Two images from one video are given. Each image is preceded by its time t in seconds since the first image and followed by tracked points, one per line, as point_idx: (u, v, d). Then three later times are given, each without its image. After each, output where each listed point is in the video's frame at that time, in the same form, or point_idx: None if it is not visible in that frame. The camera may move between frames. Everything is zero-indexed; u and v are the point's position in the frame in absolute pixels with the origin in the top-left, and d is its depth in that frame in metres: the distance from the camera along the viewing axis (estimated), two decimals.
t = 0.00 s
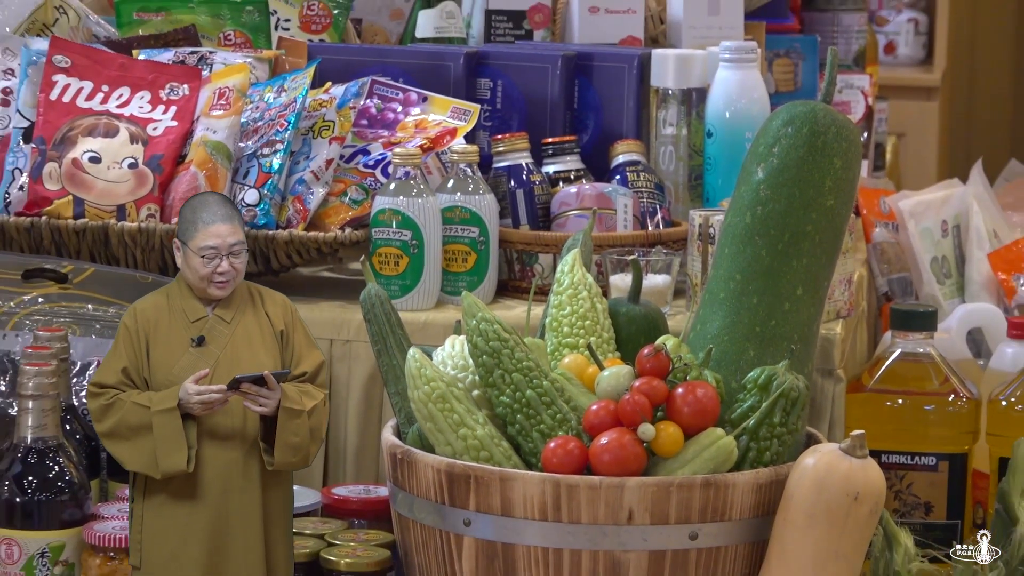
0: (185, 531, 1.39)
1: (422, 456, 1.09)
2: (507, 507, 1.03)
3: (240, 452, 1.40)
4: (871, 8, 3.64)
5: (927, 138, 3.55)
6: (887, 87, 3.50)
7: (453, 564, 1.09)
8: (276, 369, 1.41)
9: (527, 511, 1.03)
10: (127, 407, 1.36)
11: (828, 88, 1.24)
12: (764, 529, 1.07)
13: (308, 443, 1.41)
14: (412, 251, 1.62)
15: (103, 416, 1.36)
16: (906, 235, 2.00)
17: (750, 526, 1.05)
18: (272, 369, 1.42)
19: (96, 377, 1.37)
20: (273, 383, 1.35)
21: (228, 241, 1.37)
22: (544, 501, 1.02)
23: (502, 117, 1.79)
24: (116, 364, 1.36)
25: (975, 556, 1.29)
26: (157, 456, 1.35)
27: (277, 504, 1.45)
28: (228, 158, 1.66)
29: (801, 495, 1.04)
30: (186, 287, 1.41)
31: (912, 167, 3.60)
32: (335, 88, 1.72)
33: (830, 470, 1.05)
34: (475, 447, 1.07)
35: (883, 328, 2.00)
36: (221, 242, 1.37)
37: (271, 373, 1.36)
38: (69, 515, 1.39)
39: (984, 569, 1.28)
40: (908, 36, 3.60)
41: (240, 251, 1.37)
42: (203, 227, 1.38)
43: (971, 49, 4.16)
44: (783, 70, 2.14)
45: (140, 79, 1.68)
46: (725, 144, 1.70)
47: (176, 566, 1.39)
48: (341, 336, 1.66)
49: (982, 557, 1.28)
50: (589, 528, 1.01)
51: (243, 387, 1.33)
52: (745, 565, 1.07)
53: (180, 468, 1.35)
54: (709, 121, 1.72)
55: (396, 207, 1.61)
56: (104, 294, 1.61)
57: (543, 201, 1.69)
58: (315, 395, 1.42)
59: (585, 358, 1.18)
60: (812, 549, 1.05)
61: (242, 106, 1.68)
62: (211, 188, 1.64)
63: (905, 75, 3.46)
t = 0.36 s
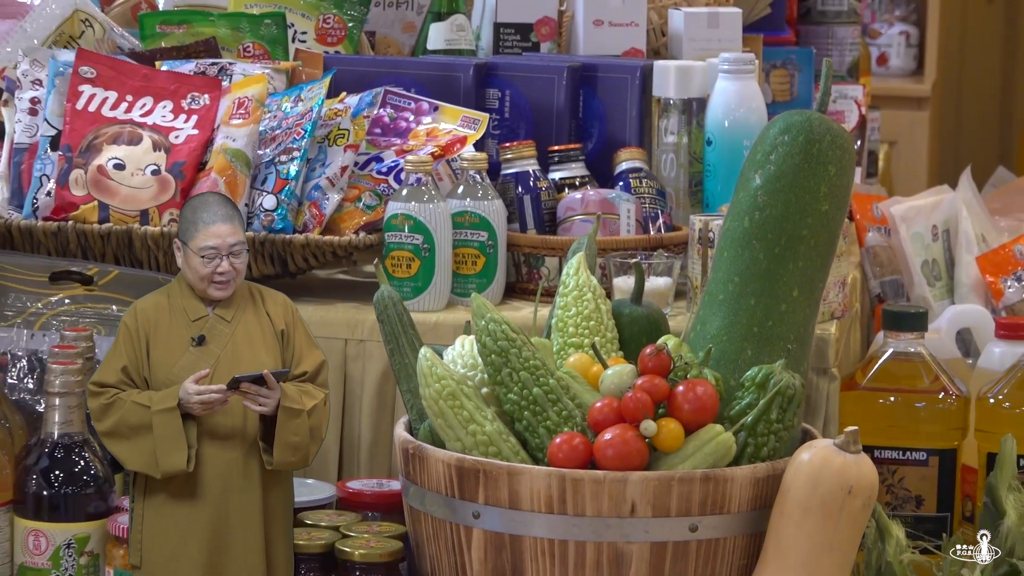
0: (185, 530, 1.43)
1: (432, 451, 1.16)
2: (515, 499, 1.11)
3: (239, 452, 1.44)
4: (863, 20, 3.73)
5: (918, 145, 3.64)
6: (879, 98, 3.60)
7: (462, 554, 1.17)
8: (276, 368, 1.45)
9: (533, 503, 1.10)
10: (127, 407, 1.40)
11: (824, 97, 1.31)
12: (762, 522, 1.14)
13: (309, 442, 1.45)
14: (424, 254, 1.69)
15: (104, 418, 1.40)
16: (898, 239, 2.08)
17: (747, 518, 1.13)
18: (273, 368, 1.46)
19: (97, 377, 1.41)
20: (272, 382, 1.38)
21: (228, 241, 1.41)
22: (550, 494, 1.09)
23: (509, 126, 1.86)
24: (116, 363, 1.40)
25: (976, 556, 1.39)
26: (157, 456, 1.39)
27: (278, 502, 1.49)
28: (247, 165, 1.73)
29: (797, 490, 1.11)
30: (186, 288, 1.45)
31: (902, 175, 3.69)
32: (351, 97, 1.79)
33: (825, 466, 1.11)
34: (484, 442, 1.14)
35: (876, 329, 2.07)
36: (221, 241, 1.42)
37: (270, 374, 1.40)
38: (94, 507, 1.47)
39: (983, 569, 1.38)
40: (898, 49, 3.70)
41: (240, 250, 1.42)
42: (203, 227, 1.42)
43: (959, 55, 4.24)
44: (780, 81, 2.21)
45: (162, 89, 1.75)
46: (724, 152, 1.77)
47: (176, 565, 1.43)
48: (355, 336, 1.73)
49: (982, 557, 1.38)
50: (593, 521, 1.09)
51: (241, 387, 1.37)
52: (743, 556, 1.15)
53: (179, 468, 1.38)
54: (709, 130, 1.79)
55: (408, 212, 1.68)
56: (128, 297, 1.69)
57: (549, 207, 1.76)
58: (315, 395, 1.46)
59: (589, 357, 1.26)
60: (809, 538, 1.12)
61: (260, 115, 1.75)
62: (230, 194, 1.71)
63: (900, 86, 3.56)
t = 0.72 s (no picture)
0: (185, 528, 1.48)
1: (452, 445, 1.26)
2: (530, 490, 1.20)
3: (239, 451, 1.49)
4: (862, 32, 3.77)
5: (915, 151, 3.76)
6: (877, 108, 3.74)
7: (479, 542, 1.27)
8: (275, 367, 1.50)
9: (547, 494, 1.20)
10: (126, 407, 1.44)
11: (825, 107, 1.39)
12: (764, 513, 1.24)
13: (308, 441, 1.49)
14: (443, 257, 1.76)
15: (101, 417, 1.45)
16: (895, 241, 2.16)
17: (751, 509, 1.22)
18: (274, 367, 1.51)
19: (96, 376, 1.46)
20: (271, 382, 1.43)
21: (227, 241, 1.46)
22: (564, 486, 1.19)
23: (524, 134, 1.94)
24: (117, 363, 1.45)
25: (974, 556, 1.56)
26: (157, 456, 1.44)
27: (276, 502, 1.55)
28: (274, 171, 1.81)
29: (799, 481, 1.21)
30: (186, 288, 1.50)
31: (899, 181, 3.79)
32: (372, 107, 1.88)
33: (826, 459, 1.22)
34: (500, 437, 1.24)
35: (874, 328, 2.14)
36: (219, 242, 1.46)
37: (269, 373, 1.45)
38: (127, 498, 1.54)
39: (983, 567, 1.55)
40: (896, 61, 3.74)
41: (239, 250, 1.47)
42: (202, 228, 1.47)
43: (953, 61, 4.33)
44: (783, 91, 2.29)
45: (194, 99, 1.83)
46: (730, 159, 1.86)
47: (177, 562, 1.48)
48: (378, 335, 1.81)
49: (982, 557, 1.56)
50: (603, 510, 1.19)
51: (240, 386, 1.41)
52: (748, 545, 1.25)
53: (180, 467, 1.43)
54: (715, 138, 1.87)
55: (428, 217, 1.76)
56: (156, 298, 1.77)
57: (562, 211, 1.84)
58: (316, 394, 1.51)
59: (600, 355, 1.35)
60: (808, 521, 1.22)
61: (287, 124, 1.84)
62: (258, 199, 1.79)
63: (894, 96, 3.70)
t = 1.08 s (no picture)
0: (184, 527, 1.58)
1: (471, 439, 1.36)
2: (546, 482, 1.30)
3: (239, 450, 1.59)
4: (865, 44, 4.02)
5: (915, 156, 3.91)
6: (878, 117, 3.88)
7: (497, 531, 1.36)
8: (273, 367, 1.59)
9: (562, 486, 1.29)
10: (126, 407, 1.53)
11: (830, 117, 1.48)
12: (770, 504, 1.34)
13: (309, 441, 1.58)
14: (463, 259, 1.84)
15: (104, 418, 1.53)
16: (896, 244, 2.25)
17: (757, 500, 1.32)
18: (273, 368, 1.60)
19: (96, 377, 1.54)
20: (271, 382, 1.51)
21: (227, 240, 1.55)
22: (578, 478, 1.28)
23: (541, 141, 2.03)
24: (117, 363, 1.54)
25: (976, 556, 1.65)
26: (157, 455, 1.52)
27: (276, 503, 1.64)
28: (301, 177, 1.90)
29: (804, 473, 1.30)
30: (186, 291, 1.59)
31: (900, 184, 3.92)
32: (396, 116, 1.97)
33: (829, 452, 1.31)
34: (517, 431, 1.34)
35: (875, 328, 2.22)
36: (220, 241, 1.55)
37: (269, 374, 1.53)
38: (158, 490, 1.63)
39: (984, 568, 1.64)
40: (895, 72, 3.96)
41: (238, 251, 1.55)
42: (203, 228, 1.55)
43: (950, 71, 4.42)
44: (789, 101, 2.36)
45: (224, 108, 1.91)
46: (737, 165, 1.93)
47: (177, 560, 1.58)
48: (401, 334, 1.88)
49: (982, 557, 1.64)
50: (616, 502, 1.28)
51: (240, 386, 1.49)
52: (755, 534, 1.34)
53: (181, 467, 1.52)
54: (723, 145, 1.95)
55: (448, 220, 1.84)
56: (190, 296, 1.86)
57: (577, 215, 1.92)
58: (315, 395, 1.60)
59: (613, 352, 1.43)
60: (815, 512, 1.31)
61: (314, 132, 1.93)
62: (286, 204, 1.87)
63: (897, 105, 3.86)
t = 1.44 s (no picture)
0: (184, 527, 1.60)
1: (480, 434, 1.45)
2: (553, 476, 1.38)
3: (239, 451, 1.62)
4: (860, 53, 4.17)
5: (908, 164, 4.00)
6: (873, 123, 3.97)
7: (506, 521, 1.45)
8: (273, 366, 1.62)
9: (568, 479, 1.37)
10: (127, 407, 1.56)
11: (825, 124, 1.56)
12: (766, 494, 1.42)
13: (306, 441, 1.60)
14: (473, 260, 1.91)
15: (105, 417, 1.57)
16: (889, 247, 2.32)
17: (755, 492, 1.40)
18: (274, 367, 1.63)
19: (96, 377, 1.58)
20: (271, 382, 1.54)
21: (227, 240, 1.57)
22: (583, 471, 1.36)
23: (547, 147, 2.11)
24: (118, 364, 1.57)
25: (976, 556, 1.74)
26: (157, 456, 1.55)
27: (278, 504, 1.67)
28: (317, 181, 1.97)
29: (801, 466, 1.38)
30: (187, 291, 1.62)
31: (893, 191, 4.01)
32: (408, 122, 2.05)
33: (824, 446, 1.39)
34: (525, 425, 1.43)
35: (869, 327, 2.29)
36: (221, 242, 1.57)
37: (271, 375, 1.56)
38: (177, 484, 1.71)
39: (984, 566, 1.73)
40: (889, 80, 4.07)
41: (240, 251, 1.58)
42: (204, 228, 1.57)
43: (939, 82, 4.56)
44: (786, 109, 2.44)
45: (244, 115, 2.00)
46: (736, 170, 2.01)
47: (176, 559, 1.60)
48: (412, 332, 1.96)
49: (982, 557, 1.74)
50: (620, 495, 1.36)
51: (240, 386, 1.53)
52: (754, 526, 1.43)
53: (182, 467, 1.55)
54: (723, 151, 2.03)
55: (459, 223, 1.91)
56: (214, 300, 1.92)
57: (582, 217, 2.00)
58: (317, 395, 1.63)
59: (617, 351, 1.51)
60: (809, 505, 1.39)
61: (329, 138, 2.00)
62: (303, 208, 1.95)
63: (892, 112, 3.96)
